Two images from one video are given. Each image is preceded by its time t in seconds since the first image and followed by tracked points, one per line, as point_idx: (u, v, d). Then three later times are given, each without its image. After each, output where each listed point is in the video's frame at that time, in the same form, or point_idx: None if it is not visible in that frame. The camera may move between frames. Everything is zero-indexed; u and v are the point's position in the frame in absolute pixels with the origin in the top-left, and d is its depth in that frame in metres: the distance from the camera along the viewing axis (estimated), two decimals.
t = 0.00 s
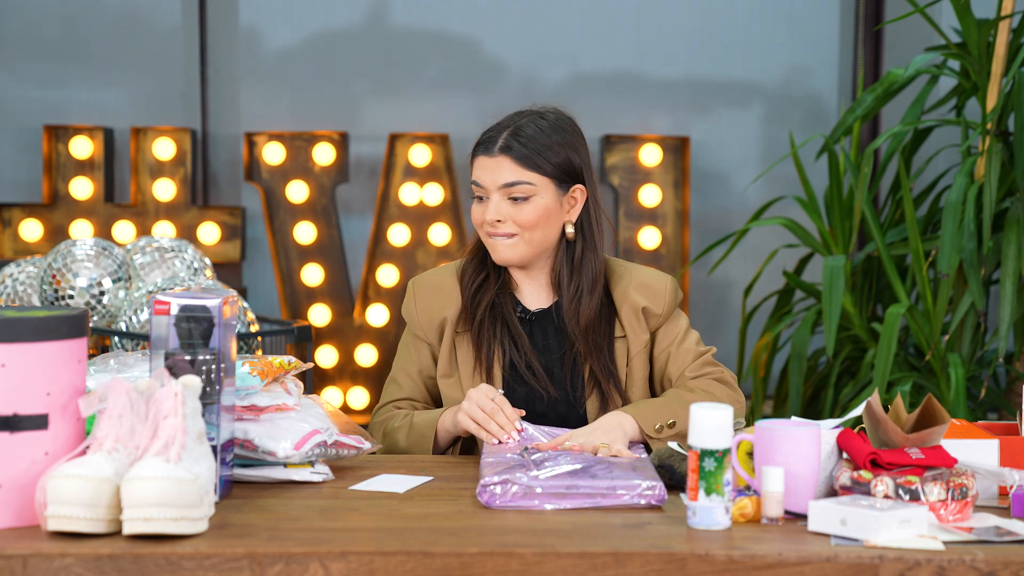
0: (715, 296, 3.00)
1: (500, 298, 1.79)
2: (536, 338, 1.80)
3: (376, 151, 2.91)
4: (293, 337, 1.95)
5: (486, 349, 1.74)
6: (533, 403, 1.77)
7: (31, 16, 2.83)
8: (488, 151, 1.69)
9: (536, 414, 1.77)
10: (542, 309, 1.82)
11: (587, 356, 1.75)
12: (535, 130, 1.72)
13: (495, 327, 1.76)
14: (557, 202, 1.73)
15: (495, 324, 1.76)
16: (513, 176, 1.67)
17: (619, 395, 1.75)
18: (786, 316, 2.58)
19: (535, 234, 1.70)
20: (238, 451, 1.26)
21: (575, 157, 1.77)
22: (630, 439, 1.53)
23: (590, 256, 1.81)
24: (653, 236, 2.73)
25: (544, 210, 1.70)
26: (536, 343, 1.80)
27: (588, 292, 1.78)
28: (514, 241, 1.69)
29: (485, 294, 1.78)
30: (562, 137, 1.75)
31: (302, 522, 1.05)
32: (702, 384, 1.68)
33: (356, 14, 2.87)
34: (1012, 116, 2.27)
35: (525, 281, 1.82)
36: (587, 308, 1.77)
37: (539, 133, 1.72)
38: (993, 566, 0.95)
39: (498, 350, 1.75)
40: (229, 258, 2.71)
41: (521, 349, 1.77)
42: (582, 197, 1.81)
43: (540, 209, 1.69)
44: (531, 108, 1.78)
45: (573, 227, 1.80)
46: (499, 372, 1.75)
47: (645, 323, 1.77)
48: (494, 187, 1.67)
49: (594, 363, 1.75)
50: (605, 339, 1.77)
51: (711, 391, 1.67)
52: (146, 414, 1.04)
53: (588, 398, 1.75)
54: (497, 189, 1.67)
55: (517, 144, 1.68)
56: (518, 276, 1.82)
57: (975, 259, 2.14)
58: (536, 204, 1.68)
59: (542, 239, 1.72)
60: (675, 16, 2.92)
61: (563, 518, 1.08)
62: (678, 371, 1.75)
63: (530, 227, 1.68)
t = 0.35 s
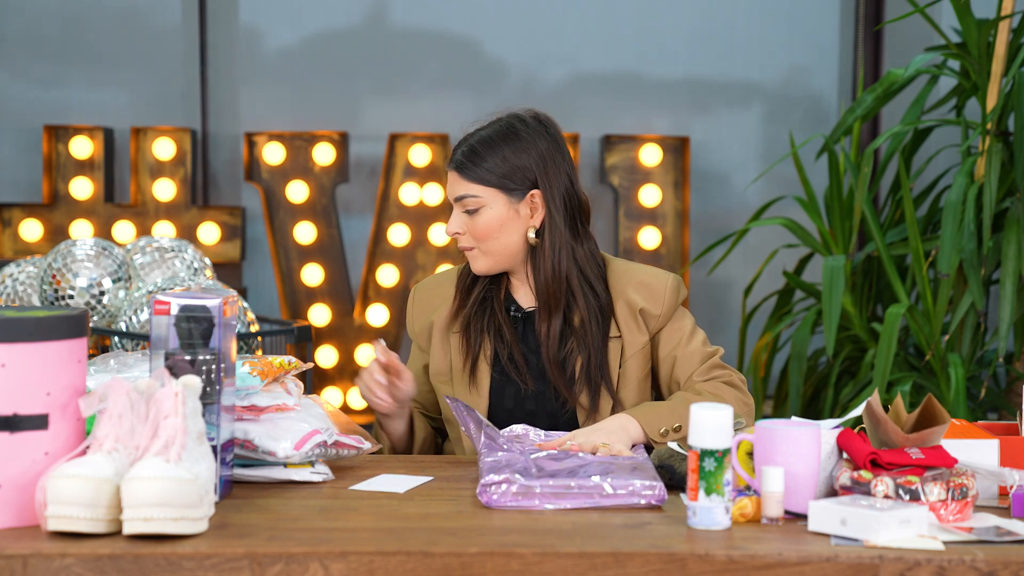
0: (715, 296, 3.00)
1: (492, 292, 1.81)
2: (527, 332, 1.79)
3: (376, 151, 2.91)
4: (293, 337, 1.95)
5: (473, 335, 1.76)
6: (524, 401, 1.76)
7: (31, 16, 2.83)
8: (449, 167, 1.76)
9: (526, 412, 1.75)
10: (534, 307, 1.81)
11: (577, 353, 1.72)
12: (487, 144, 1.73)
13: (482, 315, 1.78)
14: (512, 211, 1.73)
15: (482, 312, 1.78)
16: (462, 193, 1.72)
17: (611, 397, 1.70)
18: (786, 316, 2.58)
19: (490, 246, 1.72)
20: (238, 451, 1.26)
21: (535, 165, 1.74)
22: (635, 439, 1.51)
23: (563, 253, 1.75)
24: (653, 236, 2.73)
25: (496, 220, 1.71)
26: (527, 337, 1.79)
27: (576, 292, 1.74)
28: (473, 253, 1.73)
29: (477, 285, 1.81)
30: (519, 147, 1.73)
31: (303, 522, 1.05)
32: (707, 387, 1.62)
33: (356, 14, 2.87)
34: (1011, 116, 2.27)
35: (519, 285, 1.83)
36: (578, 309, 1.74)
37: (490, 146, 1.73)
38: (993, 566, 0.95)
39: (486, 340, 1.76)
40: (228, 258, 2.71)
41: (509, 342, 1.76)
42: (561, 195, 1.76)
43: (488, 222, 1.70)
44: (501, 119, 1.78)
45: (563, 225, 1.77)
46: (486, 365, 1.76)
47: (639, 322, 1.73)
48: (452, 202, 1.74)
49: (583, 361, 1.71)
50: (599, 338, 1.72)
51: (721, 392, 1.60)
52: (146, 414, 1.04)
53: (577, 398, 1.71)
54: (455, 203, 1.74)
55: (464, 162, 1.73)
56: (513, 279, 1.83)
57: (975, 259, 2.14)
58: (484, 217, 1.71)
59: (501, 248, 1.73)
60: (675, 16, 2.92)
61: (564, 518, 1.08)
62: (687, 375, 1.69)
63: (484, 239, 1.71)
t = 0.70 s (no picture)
0: (715, 296, 3.00)
1: (480, 297, 1.81)
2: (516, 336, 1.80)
3: (376, 150, 2.91)
4: (293, 337, 1.95)
5: (458, 338, 1.76)
6: (513, 403, 1.75)
7: (30, 16, 2.83)
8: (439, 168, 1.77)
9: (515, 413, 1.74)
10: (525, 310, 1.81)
11: (566, 357, 1.71)
12: (475, 148, 1.73)
13: (468, 318, 1.78)
14: (499, 215, 1.73)
15: (468, 316, 1.78)
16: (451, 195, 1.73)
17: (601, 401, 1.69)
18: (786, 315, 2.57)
19: (476, 249, 1.72)
20: (238, 451, 1.26)
21: (523, 169, 1.73)
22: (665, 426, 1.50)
23: (549, 257, 1.74)
24: (653, 236, 2.73)
25: (484, 223, 1.71)
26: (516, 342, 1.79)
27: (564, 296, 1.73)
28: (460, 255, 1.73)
29: (466, 290, 1.81)
30: (507, 150, 1.73)
31: (303, 522, 1.05)
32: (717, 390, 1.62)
33: (356, 14, 2.87)
34: (1011, 116, 2.27)
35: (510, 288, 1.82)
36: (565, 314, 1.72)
37: (478, 150, 1.73)
38: (993, 566, 0.95)
39: (470, 344, 1.76)
40: (228, 258, 2.71)
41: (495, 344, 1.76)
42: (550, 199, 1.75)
43: (474, 224, 1.71)
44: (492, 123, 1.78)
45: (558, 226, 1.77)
46: (468, 369, 1.74)
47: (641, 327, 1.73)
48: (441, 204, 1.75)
49: (573, 364, 1.70)
50: (590, 341, 1.71)
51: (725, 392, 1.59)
52: (146, 414, 1.04)
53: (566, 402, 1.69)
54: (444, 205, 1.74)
55: (452, 166, 1.73)
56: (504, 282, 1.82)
57: (975, 259, 2.14)
58: (471, 219, 1.71)
59: (489, 251, 1.72)
60: (675, 16, 2.92)
61: (564, 518, 1.08)
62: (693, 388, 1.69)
63: (470, 241, 1.71)
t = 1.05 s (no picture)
0: (715, 296, 3.00)
1: (479, 297, 1.81)
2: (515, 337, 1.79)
3: (376, 151, 2.91)
4: (293, 337, 1.95)
5: (457, 340, 1.76)
6: (513, 403, 1.75)
7: (30, 16, 2.83)
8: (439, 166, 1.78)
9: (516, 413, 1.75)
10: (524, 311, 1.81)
11: (565, 358, 1.70)
12: (470, 150, 1.73)
13: (466, 319, 1.77)
14: (490, 216, 1.73)
15: (467, 316, 1.78)
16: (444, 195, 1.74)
17: (601, 402, 1.68)
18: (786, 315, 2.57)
19: (468, 249, 1.73)
20: (238, 451, 1.26)
21: (516, 172, 1.73)
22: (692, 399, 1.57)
23: (544, 260, 1.73)
24: (653, 236, 2.73)
25: (476, 224, 1.72)
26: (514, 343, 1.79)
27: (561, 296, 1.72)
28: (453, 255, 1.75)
29: (465, 291, 1.81)
30: (502, 153, 1.73)
31: (303, 522, 1.05)
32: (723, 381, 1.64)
33: (356, 14, 2.87)
34: (1011, 116, 2.27)
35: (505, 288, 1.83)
36: (557, 317, 1.71)
37: (473, 152, 1.73)
38: (993, 566, 0.95)
39: (469, 346, 1.75)
40: (229, 258, 2.71)
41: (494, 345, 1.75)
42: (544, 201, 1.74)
43: (464, 226, 1.72)
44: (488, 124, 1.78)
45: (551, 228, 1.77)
46: (468, 370, 1.74)
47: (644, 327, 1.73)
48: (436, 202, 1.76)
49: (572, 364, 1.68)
50: (588, 343, 1.70)
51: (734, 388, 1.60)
52: (146, 414, 1.04)
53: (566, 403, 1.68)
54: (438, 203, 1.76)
55: (448, 165, 1.74)
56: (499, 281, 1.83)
57: (975, 259, 2.14)
58: (462, 220, 1.72)
59: (481, 252, 1.73)
60: (675, 16, 2.92)
61: (564, 519, 1.08)
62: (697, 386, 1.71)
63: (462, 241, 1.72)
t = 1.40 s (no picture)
0: (715, 296, 2.99)
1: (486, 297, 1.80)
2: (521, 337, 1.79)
3: (376, 150, 2.91)
4: (293, 337, 1.95)
5: (462, 342, 1.76)
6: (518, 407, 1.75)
7: (31, 16, 2.83)
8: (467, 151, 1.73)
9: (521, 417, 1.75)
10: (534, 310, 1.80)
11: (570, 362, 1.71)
12: (503, 137, 1.72)
13: (472, 322, 1.77)
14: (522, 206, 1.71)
15: (473, 318, 1.78)
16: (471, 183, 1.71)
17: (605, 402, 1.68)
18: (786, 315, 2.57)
19: (497, 236, 1.70)
20: (238, 451, 1.26)
21: (551, 165, 1.74)
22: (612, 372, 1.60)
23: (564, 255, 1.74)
24: (653, 236, 2.73)
25: (511, 213, 1.70)
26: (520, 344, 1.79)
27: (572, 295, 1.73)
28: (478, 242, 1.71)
29: (472, 292, 1.81)
30: (539, 145, 1.73)
31: (303, 522, 1.05)
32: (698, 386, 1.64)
33: (356, 14, 2.87)
34: (1011, 116, 2.28)
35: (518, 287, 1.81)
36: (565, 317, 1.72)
37: (506, 140, 1.72)
38: (994, 566, 0.95)
39: (475, 348, 1.76)
40: (229, 258, 2.71)
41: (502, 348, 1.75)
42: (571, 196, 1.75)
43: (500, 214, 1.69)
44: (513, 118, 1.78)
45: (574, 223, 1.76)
46: (473, 373, 1.75)
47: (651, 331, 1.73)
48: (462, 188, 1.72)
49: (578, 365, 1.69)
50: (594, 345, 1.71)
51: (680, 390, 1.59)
52: (146, 414, 1.04)
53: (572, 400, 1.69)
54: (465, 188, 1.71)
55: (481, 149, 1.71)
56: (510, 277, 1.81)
57: (975, 259, 2.14)
58: (494, 206, 1.69)
59: (509, 240, 1.71)
60: (675, 16, 2.92)
61: (565, 518, 1.08)
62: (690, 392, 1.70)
63: (492, 226, 1.69)
